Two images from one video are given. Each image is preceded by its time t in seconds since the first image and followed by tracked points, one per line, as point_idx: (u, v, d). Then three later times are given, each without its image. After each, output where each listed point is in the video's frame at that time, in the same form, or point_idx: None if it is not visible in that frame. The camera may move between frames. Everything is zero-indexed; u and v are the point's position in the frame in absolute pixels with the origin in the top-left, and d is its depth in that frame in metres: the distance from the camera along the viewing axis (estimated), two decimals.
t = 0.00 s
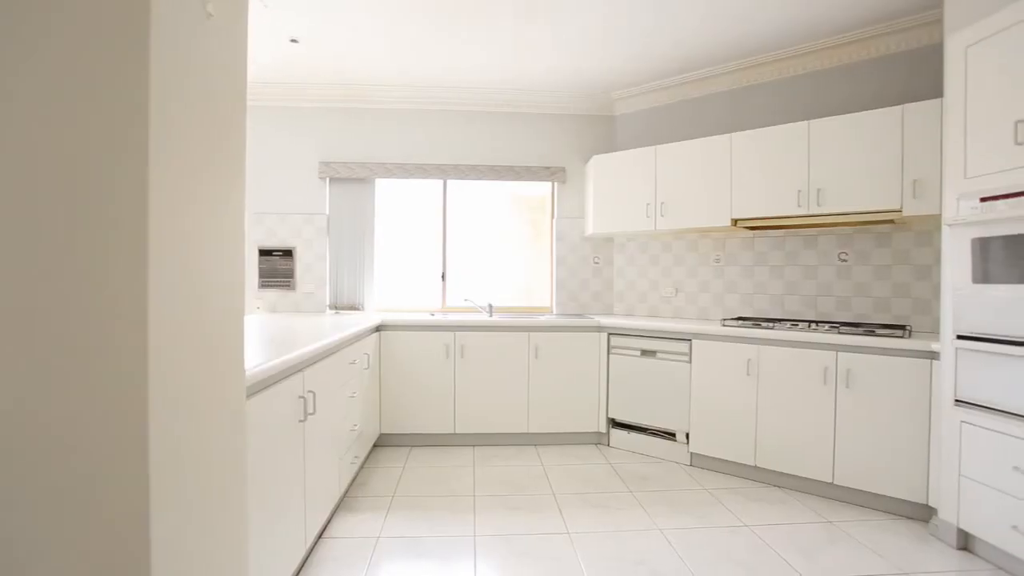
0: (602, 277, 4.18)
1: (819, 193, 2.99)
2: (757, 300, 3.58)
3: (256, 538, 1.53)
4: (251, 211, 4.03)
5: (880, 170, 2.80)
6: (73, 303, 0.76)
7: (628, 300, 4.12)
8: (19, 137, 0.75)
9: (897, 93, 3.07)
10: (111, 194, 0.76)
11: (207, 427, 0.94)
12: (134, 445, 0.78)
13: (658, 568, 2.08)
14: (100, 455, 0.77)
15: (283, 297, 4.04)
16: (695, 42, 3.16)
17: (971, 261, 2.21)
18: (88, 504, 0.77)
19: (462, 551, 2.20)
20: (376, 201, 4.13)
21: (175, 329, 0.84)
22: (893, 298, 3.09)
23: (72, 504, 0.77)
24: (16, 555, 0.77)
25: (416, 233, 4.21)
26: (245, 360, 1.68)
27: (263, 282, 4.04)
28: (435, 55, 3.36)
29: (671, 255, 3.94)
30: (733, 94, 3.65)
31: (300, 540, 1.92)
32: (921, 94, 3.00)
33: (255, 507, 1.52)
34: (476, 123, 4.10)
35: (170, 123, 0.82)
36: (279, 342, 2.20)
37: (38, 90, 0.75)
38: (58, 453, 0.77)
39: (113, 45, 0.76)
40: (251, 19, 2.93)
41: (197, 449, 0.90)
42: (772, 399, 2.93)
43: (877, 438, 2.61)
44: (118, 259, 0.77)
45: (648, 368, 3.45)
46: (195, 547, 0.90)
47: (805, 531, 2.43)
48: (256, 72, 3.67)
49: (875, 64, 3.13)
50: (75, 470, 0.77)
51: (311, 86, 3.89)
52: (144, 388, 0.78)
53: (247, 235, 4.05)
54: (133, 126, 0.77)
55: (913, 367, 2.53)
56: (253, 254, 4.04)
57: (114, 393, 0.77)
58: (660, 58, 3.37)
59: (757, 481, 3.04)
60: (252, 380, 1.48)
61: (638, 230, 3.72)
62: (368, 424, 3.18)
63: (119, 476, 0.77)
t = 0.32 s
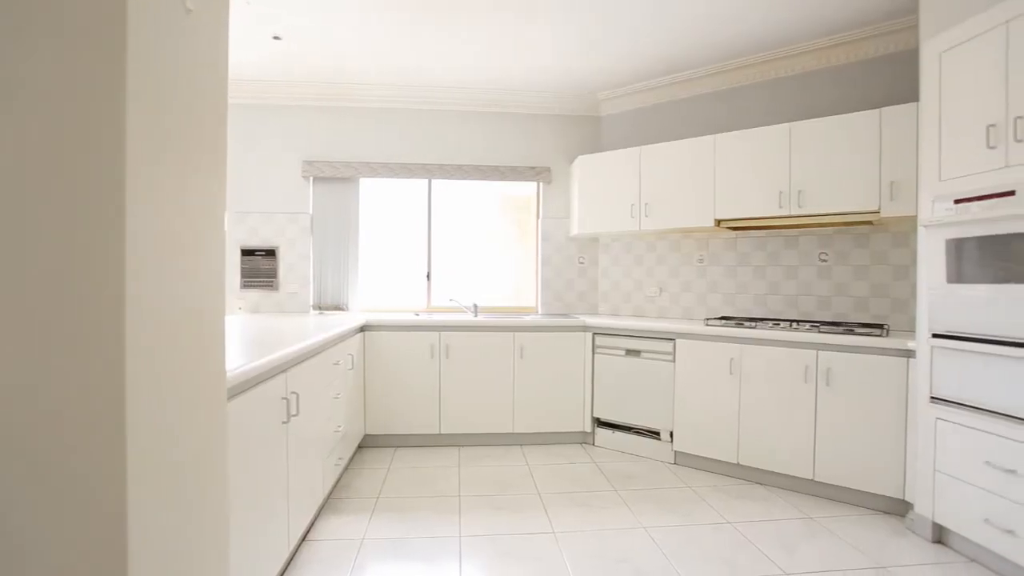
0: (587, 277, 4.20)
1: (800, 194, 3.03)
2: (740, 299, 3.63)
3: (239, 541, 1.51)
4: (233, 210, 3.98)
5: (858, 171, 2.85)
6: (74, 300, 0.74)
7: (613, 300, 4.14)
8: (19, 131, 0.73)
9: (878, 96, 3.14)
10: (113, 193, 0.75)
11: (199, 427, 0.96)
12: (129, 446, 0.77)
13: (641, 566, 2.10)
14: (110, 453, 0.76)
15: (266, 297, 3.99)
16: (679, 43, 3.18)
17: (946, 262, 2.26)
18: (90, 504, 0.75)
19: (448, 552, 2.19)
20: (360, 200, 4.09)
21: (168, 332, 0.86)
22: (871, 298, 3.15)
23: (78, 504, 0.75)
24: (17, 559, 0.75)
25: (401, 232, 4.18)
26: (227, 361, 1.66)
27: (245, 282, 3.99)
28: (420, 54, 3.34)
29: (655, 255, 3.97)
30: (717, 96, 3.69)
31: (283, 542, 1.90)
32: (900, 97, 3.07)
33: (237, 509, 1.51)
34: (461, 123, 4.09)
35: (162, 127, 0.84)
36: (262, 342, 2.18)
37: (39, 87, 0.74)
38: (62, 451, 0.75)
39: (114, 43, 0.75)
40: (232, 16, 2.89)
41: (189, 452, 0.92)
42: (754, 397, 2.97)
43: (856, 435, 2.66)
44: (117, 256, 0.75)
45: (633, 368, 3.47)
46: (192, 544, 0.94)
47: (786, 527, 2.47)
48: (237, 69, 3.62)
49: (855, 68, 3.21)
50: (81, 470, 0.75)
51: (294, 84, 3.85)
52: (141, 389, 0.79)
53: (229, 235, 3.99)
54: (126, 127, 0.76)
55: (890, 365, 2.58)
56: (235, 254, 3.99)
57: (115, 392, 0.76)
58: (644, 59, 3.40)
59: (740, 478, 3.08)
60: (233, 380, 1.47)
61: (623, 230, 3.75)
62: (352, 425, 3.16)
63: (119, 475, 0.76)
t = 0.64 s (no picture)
0: (573, 277, 4.22)
1: (782, 195, 3.08)
2: (723, 299, 3.67)
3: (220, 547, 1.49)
4: (215, 209, 3.92)
5: (838, 173, 2.90)
6: (72, 301, 0.73)
7: (598, 300, 4.16)
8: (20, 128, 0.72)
9: (857, 99, 3.21)
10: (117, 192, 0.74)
11: (185, 426, 0.97)
12: (119, 450, 0.78)
13: (625, 564, 2.11)
14: (111, 456, 0.76)
15: (249, 297, 3.94)
16: (663, 44, 3.21)
17: (922, 262, 2.30)
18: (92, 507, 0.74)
19: (434, 553, 2.19)
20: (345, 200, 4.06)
21: (155, 334, 0.87)
22: (850, 297, 3.21)
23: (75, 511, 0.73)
24: (10, 566, 0.73)
25: (386, 232, 4.15)
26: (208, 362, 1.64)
27: (227, 282, 3.93)
28: (406, 53, 3.33)
29: (640, 255, 4.00)
30: (702, 97, 3.74)
31: (267, 545, 1.88)
32: (878, 100, 3.14)
33: (219, 512, 1.49)
34: (447, 123, 4.08)
35: (149, 133, 0.85)
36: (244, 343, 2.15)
37: (37, 85, 0.72)
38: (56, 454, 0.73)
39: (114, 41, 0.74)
40: (213, 13, 2.85)
41: (176, 453, 0.93)
42: (737, 396, 3.01)
43: (835, 432, 2.71)
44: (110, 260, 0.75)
45: (618, 367, 3.49)
46: (182, 544, 0.95)
47: (768, 523, 2.50)
48: (219, 66, 3.57)
49: (835, 72, 3.28)
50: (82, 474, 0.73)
51: (277, 82, 3.80)
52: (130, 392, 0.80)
53: (210, 234, 3.94)
54: (117, 138, 0.77)
55: (869, 364, 2.63)
56: (217, 254, 3.93)
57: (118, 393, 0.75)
58: (630, 59, 3.41)
59: (723, 476, 3.12)
60: (215, 383, 1.45)
61: (608, 231, 3.77)
62: (337, 427, 3.13)
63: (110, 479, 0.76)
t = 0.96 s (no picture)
0: (559, 277, 4.23)
1: (765, 196, 3.11)
2: (707, 299, 3.71)
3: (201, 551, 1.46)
4: (197, 208, 3.86)
5: (820, 174, 2.95)
6: (70, 305, 0.72)
7: (584, 300, 4.18)
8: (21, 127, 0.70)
9: (837, 102, 3.27)
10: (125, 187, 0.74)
11: (170, 425, 0.97)
12: (106, 451, 0.78)
13: (611, 563, 2.12)
14: (99, 456, 0.77)
15: (231, 297, 3.89)
16: (648, 46, 3.24)
17: (901, 262, 2.35)
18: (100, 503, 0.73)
19: (420, 554, 2.18)
20: (330, 200, 4.02)
21: (141, 336, 0.87)
22: (832, 297, 3.26)
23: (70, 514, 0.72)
24: (6, 566, 0.72)
25: (372, 232, 4.13)
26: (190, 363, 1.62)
27: (210, 282, 3.87)
28: (392, 52, 3.31)
29: (625, 256, 4.02)
30: (687, 98, 3.77)
31: (250, 549, 1.85)
32: (858, 104, 3.20)
33: (202, 514, 1.47)
34: (433, 122, 4.07)
35: (134, 137, 0.85)
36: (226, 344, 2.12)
37: (38, 85, 0.70)
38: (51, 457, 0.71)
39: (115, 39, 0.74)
40: (195, 9, 2.81)
41: (160, 454, 0.93)
42: (721, 394, 3.04)
43: (817, 429, 2.76)
44: (98, 254, 0.76)
45: (605, 366, 3.51)
46: (166, 544, 0.95)
47: (752, 520, 2.53)
48: (201, 63, 3.52)
49: (816, 75, 3.33)
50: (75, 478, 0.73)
51: (260, 80, 3.76)
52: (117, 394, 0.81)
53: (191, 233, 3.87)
54: (103, 136, 0.77)
55: (849, 363, 2.68)
56: (199, 253, 3.87)
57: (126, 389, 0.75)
58: (616, 59, 3.43)
59: (707, 474, 3.15)
60: (196, 385, 1.43)
61: (595, 231, 3.78)
62: (321, 428, 3.10)
63: (98, 480, 0.76)
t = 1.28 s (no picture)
0: (545, 277, 4.24)
1: (748, 197, 3.15)
2: (692, 299, 3.74)
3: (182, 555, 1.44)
4: (178, 207, 3.80)
5: (802, 175, 2.99)
6: (63, 307, 0.72)
7: (570, 299, 4.19)
8: (21, 125, 0.69)
9: (818, 105, 3.32)
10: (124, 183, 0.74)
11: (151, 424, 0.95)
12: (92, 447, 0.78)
13: (597, 562, 2.13)
14: (86, 453, 0.77)
15: (214, 297, 3.84)
16: (634, 47, 3.26)
17: (880, 263, 2.39)
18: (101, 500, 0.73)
19: (406, 555, 2.17)
20: (315, 199, 3.99)
21: (126, 335, 0.87)
22: (813, 297, 3.31)
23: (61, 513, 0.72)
24: (4, 567, 0.70)
25: (357, 231, 4.09)
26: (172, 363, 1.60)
27: (192, 283, 3.82)
28: (377, 51, 3.30)
29: (611, 256, 4.04)
30: (672, 100, 3.80)
31: (232, 552, 1.83)
32: (839, 106, 3.25)
33: (184, 516, 1.46)
34: (419, 121, 4.05)
35: (118, 138, 0.85)
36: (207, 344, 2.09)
37: (35, 80, 0.69)
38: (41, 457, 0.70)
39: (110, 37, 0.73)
40: (175, 5, 2.76)
41: (148, 450, 0.94)
42: (706, 393, 3.07)
43: (799, 427, 2.80)
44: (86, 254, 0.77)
45: (591, 366, 3.52)
46: (148, 540, 0.95)
47: (735, 517, 2.56)
48: (182, 60, 3.47)
49: (798, 78, 3.38)
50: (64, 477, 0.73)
51: (243, 77, 3.71)
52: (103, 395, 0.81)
53: (172, 232, 3.81)
54: (89, 136, 0.78)
55: (830, 361, 2.72)
56: (180, 253, 3.81)
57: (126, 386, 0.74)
58: (602, 60, 3.45)
59: (691, 472, 3.18)
60: (177, 387, 1.40)
61: (580, 231, 3.80)
62: (306, 429, 3.07)
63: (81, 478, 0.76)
